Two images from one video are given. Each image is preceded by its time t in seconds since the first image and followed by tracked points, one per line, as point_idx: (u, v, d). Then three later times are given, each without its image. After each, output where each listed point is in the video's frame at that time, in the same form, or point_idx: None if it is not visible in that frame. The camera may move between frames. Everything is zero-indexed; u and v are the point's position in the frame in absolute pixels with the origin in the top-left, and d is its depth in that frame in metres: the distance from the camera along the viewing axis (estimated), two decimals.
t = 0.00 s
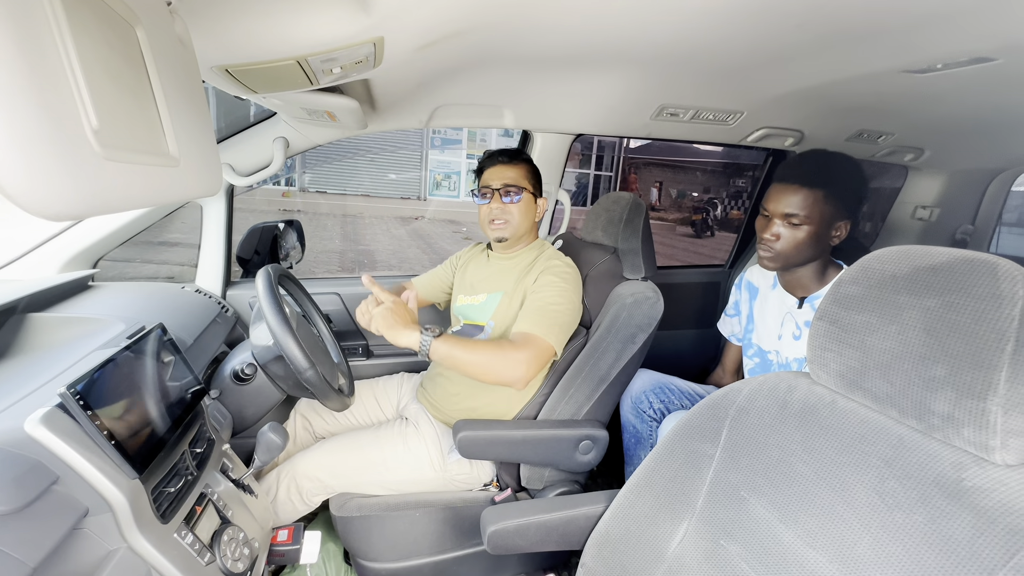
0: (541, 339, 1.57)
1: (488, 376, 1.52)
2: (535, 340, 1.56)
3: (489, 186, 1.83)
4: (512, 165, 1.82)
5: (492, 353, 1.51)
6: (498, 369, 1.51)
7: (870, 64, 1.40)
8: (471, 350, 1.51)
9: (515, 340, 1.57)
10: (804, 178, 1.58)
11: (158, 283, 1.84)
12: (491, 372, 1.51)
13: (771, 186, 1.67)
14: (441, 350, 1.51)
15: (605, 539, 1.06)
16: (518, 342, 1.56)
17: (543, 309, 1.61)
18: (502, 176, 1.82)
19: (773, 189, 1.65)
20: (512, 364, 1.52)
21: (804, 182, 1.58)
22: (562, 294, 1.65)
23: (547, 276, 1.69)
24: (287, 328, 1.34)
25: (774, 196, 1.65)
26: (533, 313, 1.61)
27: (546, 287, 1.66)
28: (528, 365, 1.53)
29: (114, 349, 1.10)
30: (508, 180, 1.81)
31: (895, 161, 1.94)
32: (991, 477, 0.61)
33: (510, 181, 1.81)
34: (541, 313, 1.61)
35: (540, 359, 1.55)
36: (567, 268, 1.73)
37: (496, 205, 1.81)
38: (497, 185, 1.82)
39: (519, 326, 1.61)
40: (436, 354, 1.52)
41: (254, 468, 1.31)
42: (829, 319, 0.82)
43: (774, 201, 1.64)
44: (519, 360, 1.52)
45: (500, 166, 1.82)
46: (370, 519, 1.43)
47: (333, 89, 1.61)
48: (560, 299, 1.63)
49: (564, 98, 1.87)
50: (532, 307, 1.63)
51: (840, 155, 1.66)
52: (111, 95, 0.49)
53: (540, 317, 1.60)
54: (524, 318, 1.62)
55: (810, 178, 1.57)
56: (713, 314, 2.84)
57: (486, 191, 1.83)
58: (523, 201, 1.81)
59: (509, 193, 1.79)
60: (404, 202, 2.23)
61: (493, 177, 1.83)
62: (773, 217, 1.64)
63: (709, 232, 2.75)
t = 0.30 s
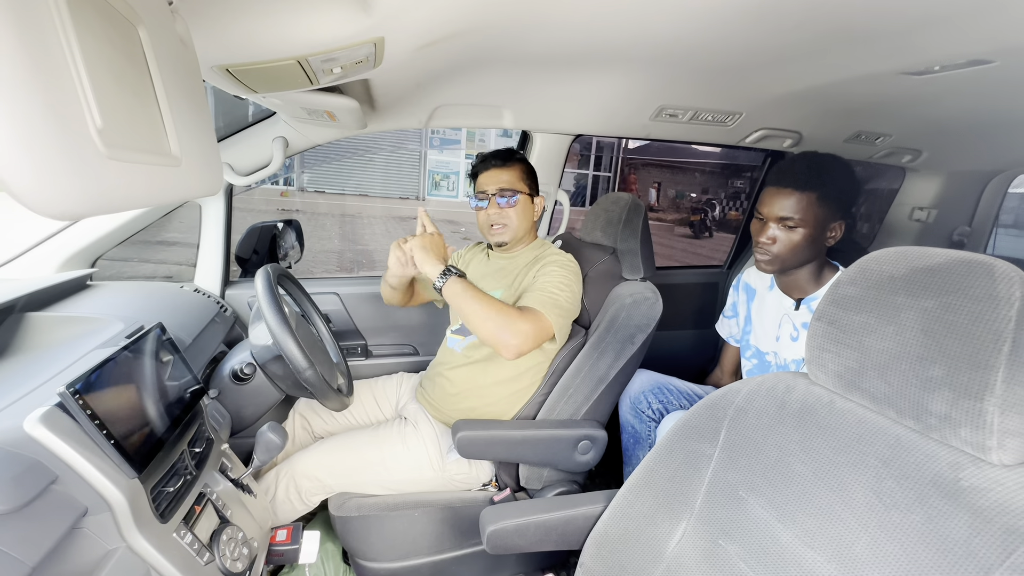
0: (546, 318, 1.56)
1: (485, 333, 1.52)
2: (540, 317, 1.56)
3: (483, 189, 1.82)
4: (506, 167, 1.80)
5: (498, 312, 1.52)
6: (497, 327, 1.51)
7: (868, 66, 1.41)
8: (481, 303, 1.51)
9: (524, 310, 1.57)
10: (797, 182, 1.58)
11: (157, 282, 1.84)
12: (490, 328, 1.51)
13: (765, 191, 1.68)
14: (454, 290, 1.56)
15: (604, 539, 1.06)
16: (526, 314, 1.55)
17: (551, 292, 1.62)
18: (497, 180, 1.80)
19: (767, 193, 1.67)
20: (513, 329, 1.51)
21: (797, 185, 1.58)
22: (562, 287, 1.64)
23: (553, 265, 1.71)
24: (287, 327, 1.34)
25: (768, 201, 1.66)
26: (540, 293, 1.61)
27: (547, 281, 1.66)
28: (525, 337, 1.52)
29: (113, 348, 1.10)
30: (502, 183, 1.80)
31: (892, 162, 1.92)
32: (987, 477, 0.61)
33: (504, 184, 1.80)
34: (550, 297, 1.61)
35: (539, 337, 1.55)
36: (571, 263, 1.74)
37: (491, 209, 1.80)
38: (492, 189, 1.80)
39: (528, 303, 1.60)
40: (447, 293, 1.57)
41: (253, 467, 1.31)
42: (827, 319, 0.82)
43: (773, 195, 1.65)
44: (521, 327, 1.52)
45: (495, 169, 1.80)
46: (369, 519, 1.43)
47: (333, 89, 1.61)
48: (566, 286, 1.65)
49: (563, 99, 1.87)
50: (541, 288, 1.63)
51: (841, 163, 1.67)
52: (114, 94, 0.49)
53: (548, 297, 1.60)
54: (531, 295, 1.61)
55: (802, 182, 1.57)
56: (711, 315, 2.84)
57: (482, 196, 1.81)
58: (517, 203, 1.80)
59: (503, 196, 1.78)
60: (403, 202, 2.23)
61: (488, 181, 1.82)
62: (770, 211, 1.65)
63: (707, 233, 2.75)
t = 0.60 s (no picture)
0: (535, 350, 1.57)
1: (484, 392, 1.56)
2: (529, 349, 1.57)
3: (483, 180, 1.89)
4: (507, 161, 1.87)
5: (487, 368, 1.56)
6: (491, 385, 1.55)
7: (867, 66, 1.41)
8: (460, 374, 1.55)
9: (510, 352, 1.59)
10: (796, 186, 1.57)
11: (154, 281, 1.84)
12: (484, 388, 1.55)
13: (763, 192, 1.68)
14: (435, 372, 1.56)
15: (603, 539, 1.06)
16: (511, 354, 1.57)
17: (543, 318, 1.60)
18: (496, 171, 1.86)
19: (765, 194, 1.68)
20: (505, 377, 1.54)
21: (796, 186, 1.59)
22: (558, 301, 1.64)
23: (546, 281, 1.69)
24: (285, 327, 1.33)
25: (766, 202, 1.67)
26: (531, 320, 1.60)
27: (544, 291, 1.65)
28: (521, 376, 1.54)
29: (110, 347, 1.09)
30: (499, 174, 1.85)
31: (890, 162, 1.91)
32: (986, 477, 0.61)
33: (499, 176, 1.85)
34: (542, 326, 1.59)
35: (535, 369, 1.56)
36: (565, 278, 1.70)
37: (483, 197, 1.85)
38: (490, 179, 1.86)
39: (519, 335, 1.60)
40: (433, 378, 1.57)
41: (251, 468, 1.30)
42: (827, 319, 0.82)
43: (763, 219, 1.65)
44: (510, 373, 1.54)
45: (497, 162, 1.88)
46: (367, 519, 1.43)
47: (333, 88, 1.61)
48: (559, 307, 1.63)
49: (563, 98, 1.87)
50: (532, 317, 1.61)
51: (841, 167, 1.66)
52: (113, 91, 0.49)
53: (540, 325, 1.59)
54: (523, 326, 1.61)
55: (802, 182, 1.58)
56: (710, 315, 2.84)
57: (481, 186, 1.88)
58: (507, 194, 1.83)
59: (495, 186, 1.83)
60: (402, 201, 2.22)
61: (490, 174, 1.89)
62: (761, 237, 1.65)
63: (705, 233, 2.75)
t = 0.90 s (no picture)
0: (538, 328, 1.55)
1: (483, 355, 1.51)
2: (535, 326, 1.55)
3: (483, 179, 1.89)
4: (508, 161, 1.88)
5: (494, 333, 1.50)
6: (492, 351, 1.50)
7: (868, 66, 1.41)
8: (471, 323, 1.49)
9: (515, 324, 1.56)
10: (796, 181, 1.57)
11: (153, 281, 1.83)
12: (484, 350, 1.50)
13: (764, 192, 1.66)
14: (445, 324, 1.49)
15: (603, 538, 1.06)
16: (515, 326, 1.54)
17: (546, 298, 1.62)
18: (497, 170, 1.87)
19: (767, 194, 1.66)
20: (507, 346, 1.51)
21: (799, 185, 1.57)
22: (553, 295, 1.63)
23: (542, 275, 1.69)
24: (285, 327, 1.33)
25: (766, 202, 1.65)
26: (533, 300, 1.61)
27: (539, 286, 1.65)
28: (523, 348, 1.52)
29: (109, 347, 1.09)
30: (499, 174, 1.86)
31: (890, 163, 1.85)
32: (987, 476, 0.61)
33: (500, 174, 1.86)
34: (544, 306, 1.60)
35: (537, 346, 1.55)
36: (566, 271, 1.72)
37: (484, 195, 1.85)
38: (491, 177, 1.87)
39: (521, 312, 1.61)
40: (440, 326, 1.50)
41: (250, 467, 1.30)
42: (827, 319, 0.82)
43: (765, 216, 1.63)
44: (514, 343, 1.51)
45: (498, 161, 1.89)
46: (367, 519, 1.43)
47: (333, 88, 1.61)
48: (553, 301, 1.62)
49: (563, 98, 1.87)
50: (534, 298, 1.62)
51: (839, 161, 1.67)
52: (113, 89, 0.49)
53: (543, 303, 1.60)
54: (526, 303, 1.61)
55: (801, 182, 1.56)
56: (710, 315, 2.84)
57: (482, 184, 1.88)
58: (508, 193, 1.84)
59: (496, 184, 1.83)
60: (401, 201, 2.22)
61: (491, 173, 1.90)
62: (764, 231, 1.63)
63: (705, 234, 2.74)
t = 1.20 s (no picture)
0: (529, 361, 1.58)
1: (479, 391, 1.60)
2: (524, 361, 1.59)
3: (469, 189, 1.87)
4: (490, 168, 1.86)
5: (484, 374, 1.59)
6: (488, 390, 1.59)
7: (867, 66, 1.41)
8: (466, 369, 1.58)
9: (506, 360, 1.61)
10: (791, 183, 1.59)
11: (153, 282, 1.83)
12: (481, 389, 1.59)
13: (760, 196, 1.69)
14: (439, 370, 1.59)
15: (602, 539, 1.06)
16: (509, 364, 1.59)
17: (536, 327, 1.60)
18: (481, 179, 1.85)
19: (763, 197, 1.68)
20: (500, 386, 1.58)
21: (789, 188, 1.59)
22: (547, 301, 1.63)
23: (535, 280, 1.69)
24: (284, 328, 1.33)
25: (764, 204, 1.67)
26: (522, 329, 1.61)
27: (535, 291, 1.65)
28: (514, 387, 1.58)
29: (109, 349, 1.09)
30: (484, 182, 1.84)
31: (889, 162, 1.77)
32: (987, 477, 0.61)
33: (485, 183, 1.84)
34: (535, 335, 1.60)
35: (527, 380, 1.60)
36: (560, 278, 1.70)
37: (471, 206, 1.84)
38: (475, 188, 1.85)
39: (512, 343, 1.61)
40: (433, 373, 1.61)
41: (249, 468, 1.30)
42: (827, 320, 0.82)
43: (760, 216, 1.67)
44: (505, 384, 1.58)
45: (480, 170, 1.86)
46: (367, 519, 1.43)
47: (332, 88, 1.61)
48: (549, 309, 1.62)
49: (562, 99, 1.87)
50: (524, 326, 1.61)
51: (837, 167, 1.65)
52: (110, 89, 0.49)
53: (534, 335, 1.60)
54: (517, 334, 1.61)
55: (797, 184, 1.58)
56: (710, 315, 2.84)
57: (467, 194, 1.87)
58: (495, 201, 1.82)
59: (481, 194, 1.82)
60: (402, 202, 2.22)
61: (475, 182, 1.88)
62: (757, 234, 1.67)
63: (705, 234, 2.75)
